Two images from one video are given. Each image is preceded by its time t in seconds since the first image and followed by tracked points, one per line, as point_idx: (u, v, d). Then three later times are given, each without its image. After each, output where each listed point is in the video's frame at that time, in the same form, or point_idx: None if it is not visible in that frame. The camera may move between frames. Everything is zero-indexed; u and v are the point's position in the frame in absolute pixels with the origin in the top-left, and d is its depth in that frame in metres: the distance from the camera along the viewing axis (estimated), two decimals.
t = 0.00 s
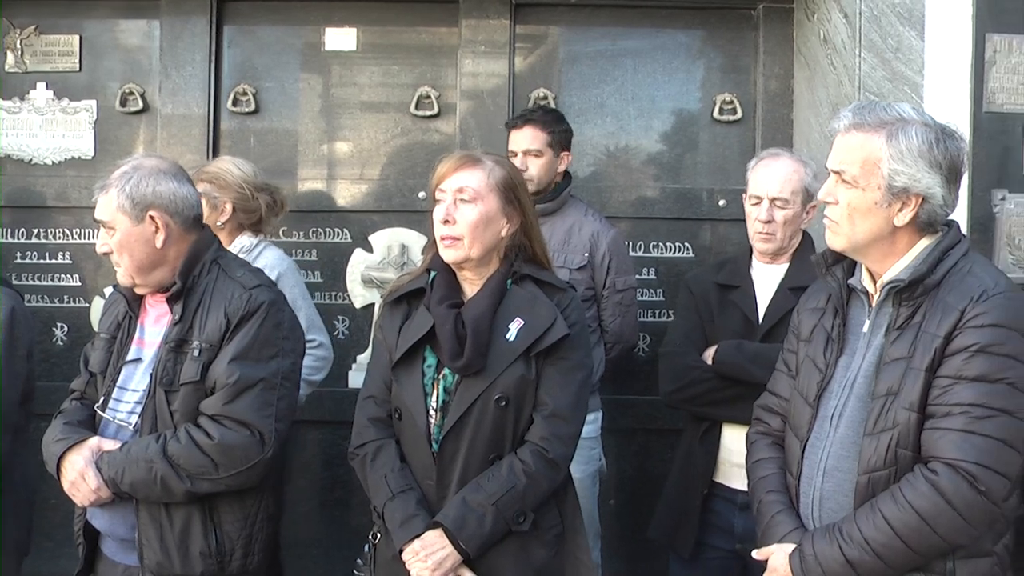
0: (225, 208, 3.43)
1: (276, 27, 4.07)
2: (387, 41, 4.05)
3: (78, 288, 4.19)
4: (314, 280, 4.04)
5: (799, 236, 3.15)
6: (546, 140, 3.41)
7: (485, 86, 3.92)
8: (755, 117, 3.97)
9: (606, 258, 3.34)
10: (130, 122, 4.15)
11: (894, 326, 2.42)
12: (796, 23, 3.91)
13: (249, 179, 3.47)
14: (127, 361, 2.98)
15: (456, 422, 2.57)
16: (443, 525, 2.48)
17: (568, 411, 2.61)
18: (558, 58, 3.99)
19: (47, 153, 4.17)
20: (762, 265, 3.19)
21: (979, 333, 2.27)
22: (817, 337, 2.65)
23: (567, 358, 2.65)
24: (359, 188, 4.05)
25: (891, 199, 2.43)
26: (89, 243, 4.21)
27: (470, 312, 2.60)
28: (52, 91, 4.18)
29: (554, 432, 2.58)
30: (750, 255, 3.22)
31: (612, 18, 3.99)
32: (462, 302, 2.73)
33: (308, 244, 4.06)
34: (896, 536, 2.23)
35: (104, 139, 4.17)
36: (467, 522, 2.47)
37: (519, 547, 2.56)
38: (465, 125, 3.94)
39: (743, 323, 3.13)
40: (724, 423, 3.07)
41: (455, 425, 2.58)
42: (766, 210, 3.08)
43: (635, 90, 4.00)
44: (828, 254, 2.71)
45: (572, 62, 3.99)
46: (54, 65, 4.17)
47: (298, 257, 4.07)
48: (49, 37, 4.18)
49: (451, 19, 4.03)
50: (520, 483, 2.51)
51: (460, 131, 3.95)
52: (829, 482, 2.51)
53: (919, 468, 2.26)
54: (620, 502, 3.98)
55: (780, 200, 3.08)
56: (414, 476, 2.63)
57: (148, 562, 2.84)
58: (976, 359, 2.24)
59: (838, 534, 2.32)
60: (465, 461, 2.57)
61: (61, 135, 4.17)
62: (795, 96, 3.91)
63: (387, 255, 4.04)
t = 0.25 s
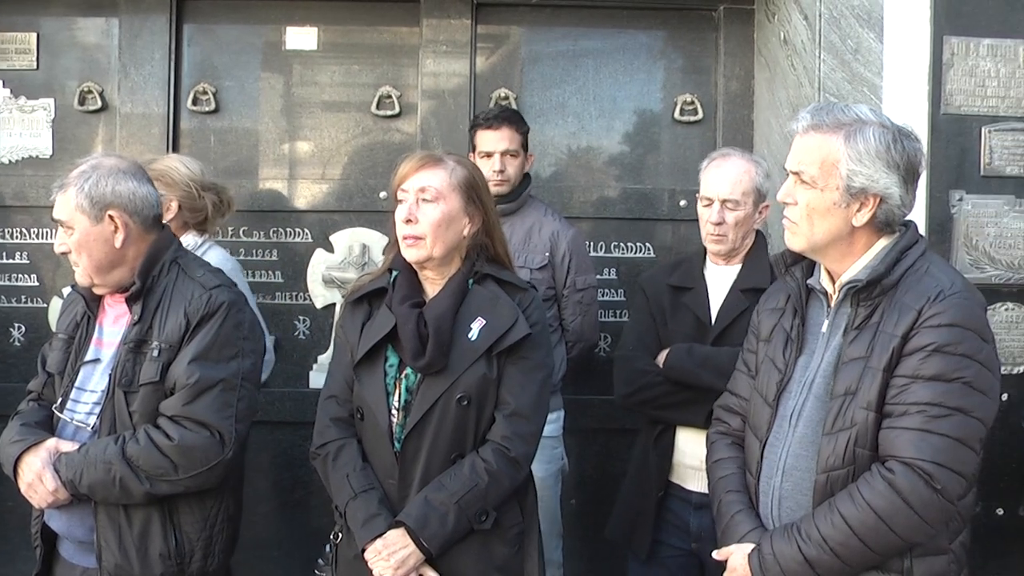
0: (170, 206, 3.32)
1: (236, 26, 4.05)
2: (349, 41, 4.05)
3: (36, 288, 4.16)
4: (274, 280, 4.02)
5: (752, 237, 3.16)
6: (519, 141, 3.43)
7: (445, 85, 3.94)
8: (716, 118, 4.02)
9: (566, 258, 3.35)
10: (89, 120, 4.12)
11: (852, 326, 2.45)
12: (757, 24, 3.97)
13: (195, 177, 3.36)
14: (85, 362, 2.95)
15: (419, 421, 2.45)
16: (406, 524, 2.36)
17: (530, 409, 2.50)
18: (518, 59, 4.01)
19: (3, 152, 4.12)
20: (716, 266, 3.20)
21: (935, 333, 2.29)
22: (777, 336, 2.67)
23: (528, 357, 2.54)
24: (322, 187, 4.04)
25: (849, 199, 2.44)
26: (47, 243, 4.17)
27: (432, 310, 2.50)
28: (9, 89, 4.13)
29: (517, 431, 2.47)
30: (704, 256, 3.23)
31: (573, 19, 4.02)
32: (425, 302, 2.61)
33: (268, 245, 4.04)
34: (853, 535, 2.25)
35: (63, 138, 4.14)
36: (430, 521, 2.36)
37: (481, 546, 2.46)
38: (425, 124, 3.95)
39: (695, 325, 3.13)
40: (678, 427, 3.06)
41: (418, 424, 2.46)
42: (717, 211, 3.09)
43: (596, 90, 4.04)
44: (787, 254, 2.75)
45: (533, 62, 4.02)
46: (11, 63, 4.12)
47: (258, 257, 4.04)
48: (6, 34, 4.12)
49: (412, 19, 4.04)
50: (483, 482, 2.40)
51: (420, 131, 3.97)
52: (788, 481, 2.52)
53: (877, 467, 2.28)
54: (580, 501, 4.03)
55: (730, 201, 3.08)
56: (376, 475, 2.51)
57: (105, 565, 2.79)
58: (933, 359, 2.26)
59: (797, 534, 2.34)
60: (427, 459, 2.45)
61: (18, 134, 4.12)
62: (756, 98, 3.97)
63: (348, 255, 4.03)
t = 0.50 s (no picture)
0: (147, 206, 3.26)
1: (224, 26, 4.04)
2: (337, 41, 4.05)
3: (22, 288, 4.14)
4: (263, 280, 4.02)
5: (730, 236, 3.16)
6: (510, 140, 3.40)
7: (434, 85, 3.93)
8: (704, 118, 4.04)
9: (556, 257, 3.36)
10: (76, 120, 4.10)
11: (839, 326, 2.46)
12: (745, 25, 3.99)
13: (174, 177, 3.31)
14: (72, 363, 2.93)
15: (410, 420, 2.43)
16: (397, 523, 2.33)
17: (521, 409, 2.48)
18: (507, 59, 4.02)
19: None
20: (696, 266, 3.20)
21: (922, 333, 2.31)
22: (765, 336, 2.68)
23: (519, 357, 2.52)
24: (310, 187, 4.03)
25: (835, 199, 2.45)
26: (34, 243, 4.15)
27: (422, 310, 2.46)
28: None
29: (507, 430, 2.45)
30: (684, 257, 3.23)
31: (563, 19, 4.03)
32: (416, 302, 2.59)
33: (256, 245, 4.04)
34: (841, 535, 2.25)
35: (49, 138, 4.11)
36: (422, 520, 2.33)
37: (473, 546, 2.43)
38: (413, 124, 3.93)
39: (675, 328, 3.12)
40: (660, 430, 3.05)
41: (409, 423, 2.43)
42: (695, 213, 3.08)
43: (584, 90, 4.04)
44: (774, 255, 2.75)
45: (522, 62, 4.02)
46: None
47: (245, 257, 4.04)
48: None
49: (401, 18, 4.04)
50: (474, 481, 2.38)
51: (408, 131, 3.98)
52: (776, 481, 2.53)
53: (864, 467, 2.29)
54: (569, 501, 4.03)
55: (708, 202, 3.08)
56: (367, 475, 2.49)
57: (92, 566, 2.77)
58: (920, 358, 2.28)
59: (785, 534, 2.34)
60: (419, 458, 2.43)
61: (4, 133, 4.10)
62: (744, 98, 3.99)
63: (336, 256, 4.02)
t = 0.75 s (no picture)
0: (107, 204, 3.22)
1: (196, 23, 4.02)
2: (310, 39, 4.03)
3: None
4: (236, 279, 4.00)
5: (689, 236, 3.16)
6: (484, 139, 3.39)
7: (408, 84, 3.94)
8: (677, 117, 4.05)
9: (531, 255, 3.36)
10: (46, 118, 4.04)
11: (810, 324, 2.46)
12: (718, 24, 4.00)
13: (134, 175, 3.27)
14: (41, 362, 2.91)
15: (383, 419, 2.42)
16: (370, 521, 2.32)
17: (494, 407, 2.48)
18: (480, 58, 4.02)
19: None
20: (655, 266, 3.21)
21: (892, 331, 2.32)
22: (737, 335, 2.69)
23: (492, 356, 2.52)
24: (284, 186, 4.02)
25: (805, 199, 2.46)
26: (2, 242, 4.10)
27: (395, 309, 2.46)
28: None
29: (480, 428, 2.44)
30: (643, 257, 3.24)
31: (536, 18, 4.04)
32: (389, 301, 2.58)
33: (228, 244, 4.01)
34: (812, 533, 2.26)
35: (17, 135, 4.05)
36: (394, 518, 2.32)
37: (446, 544, 2.42)
38: (386, 123, 3.95)
39: (638, 330, 3.12)
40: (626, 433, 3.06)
41: (381, 422, 2.42)
42: (652, 215, 3.07)
43: (558, 89, 4.05)
44: (746, 254, 2.75)
45: (495, 61, 4.03)
46: None
47: (217, 257, 4.02)
48: None
49: (374, 17, 4.03)
50: (446, 480, 2.37)
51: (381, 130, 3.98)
52: (748, 479, 2.54)
53: (835, 464, 2.30)
54: (543, 500, 4.05)
55: (665, 204, 3.06)
56: (340, 474, 2.48)
57: (62, 568, 2.75)
58: (890, 357, 2.29)
59: (757, 532, 2.35)
60: (391, 457, 2.42)
61: None
62: (717, 97, 3.99)
63: (309, 255, 4.00)
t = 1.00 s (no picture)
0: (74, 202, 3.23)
1: (168, 21, 3.99)
2: (283, 37, 4.02)
3: None
4: (208, 278, 3.98)
5: (645, 235, 3.18)
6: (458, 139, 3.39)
7: (381, 83, 3.96)
8: (650, 118, 4.10)
9: (505, 254, 3.38)
10: (15, 117, 3.94)
11: (781, 324, 2.47)
12: (691, 24, 4.06)
13: (100, 173, 3.29)
14: (8, 363, 2.86)
15: (353, 418, 2.41)
16: (339, 521, 2.32)
17: (465, 407, 2.47)
18: (454, 58, 4.04)
19: None
20: (613, 267, 3.22)
21: (862, 330, 2.33)
22: (708, 334, 2.69)
23: (463, 355, 2.51)
24: (257, 186, 4.01)
25: (776, 199, 2.47)
26: None
27: (365, 309, 2.44)
28: None
29: (450, 428, 2.44)
30: (601, 258, 3.25)
31: (510, 18, 4.07)
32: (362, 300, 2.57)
33: (199, 243, 4.00)
34: (784, 531, 2.27)
35: None
36: (363, 518, 2.32)
37: (416, 544, 2.41)
38: (359, 122, 3.97)
39: (598, 332, 3.13)
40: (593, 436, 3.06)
41: (351, 421, 2.41)
42: (608, 217, 3.09)
43: (531, 88, 4.07)
44: (717, 254, 2.76)
45: (469, 61, 4.05)
46: None
47: (190, 256, 4.00)
48: None
49: (347, 16, 4.02)
50: (416, 479, 2.37)
51: (354, 129, 3.98)
52: (720, 478, 2.54)
53: (806, 463, 2.30)
54: (516, 500, 4.05)
55: (620, 205, 3.08)
56: (311, 473, 2.47)
57: (30, 570, 2.73)
58: (860, 355, 2.30)
59: (728, 530, 2.35)
60: (362, 456, 2.41)
61: None
62: (691, 97, 4.05)
63: (282, 254, 3.99)
